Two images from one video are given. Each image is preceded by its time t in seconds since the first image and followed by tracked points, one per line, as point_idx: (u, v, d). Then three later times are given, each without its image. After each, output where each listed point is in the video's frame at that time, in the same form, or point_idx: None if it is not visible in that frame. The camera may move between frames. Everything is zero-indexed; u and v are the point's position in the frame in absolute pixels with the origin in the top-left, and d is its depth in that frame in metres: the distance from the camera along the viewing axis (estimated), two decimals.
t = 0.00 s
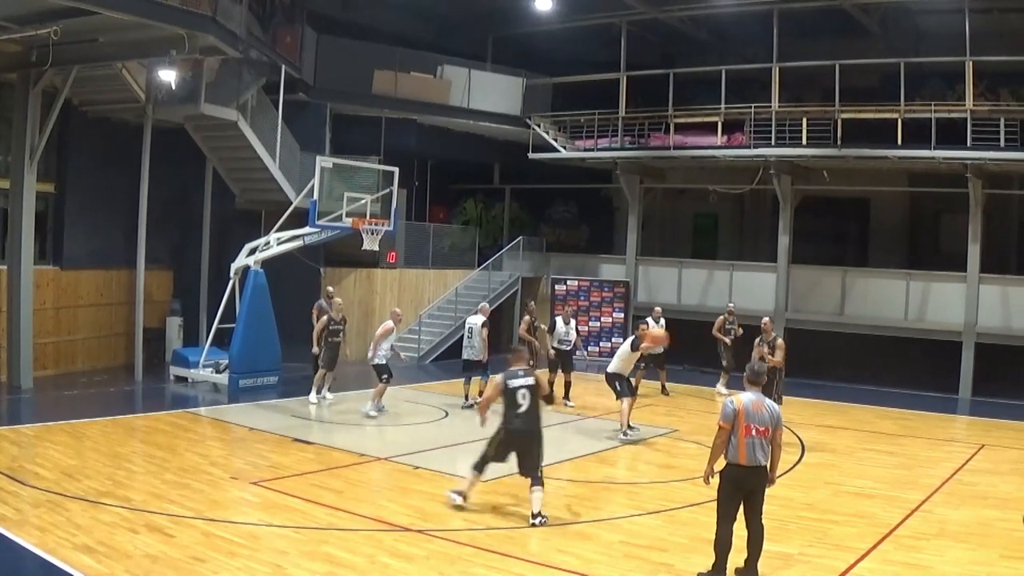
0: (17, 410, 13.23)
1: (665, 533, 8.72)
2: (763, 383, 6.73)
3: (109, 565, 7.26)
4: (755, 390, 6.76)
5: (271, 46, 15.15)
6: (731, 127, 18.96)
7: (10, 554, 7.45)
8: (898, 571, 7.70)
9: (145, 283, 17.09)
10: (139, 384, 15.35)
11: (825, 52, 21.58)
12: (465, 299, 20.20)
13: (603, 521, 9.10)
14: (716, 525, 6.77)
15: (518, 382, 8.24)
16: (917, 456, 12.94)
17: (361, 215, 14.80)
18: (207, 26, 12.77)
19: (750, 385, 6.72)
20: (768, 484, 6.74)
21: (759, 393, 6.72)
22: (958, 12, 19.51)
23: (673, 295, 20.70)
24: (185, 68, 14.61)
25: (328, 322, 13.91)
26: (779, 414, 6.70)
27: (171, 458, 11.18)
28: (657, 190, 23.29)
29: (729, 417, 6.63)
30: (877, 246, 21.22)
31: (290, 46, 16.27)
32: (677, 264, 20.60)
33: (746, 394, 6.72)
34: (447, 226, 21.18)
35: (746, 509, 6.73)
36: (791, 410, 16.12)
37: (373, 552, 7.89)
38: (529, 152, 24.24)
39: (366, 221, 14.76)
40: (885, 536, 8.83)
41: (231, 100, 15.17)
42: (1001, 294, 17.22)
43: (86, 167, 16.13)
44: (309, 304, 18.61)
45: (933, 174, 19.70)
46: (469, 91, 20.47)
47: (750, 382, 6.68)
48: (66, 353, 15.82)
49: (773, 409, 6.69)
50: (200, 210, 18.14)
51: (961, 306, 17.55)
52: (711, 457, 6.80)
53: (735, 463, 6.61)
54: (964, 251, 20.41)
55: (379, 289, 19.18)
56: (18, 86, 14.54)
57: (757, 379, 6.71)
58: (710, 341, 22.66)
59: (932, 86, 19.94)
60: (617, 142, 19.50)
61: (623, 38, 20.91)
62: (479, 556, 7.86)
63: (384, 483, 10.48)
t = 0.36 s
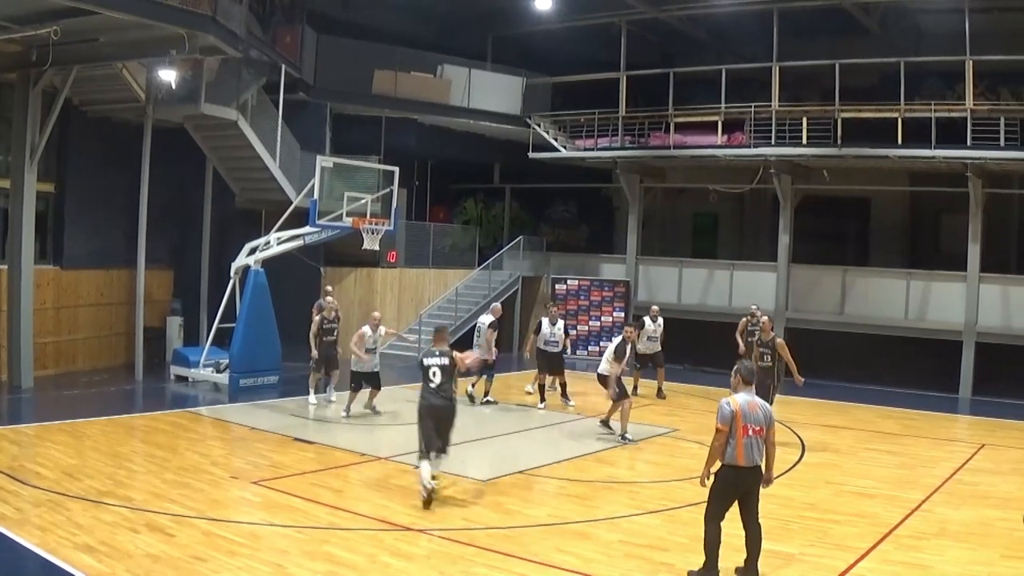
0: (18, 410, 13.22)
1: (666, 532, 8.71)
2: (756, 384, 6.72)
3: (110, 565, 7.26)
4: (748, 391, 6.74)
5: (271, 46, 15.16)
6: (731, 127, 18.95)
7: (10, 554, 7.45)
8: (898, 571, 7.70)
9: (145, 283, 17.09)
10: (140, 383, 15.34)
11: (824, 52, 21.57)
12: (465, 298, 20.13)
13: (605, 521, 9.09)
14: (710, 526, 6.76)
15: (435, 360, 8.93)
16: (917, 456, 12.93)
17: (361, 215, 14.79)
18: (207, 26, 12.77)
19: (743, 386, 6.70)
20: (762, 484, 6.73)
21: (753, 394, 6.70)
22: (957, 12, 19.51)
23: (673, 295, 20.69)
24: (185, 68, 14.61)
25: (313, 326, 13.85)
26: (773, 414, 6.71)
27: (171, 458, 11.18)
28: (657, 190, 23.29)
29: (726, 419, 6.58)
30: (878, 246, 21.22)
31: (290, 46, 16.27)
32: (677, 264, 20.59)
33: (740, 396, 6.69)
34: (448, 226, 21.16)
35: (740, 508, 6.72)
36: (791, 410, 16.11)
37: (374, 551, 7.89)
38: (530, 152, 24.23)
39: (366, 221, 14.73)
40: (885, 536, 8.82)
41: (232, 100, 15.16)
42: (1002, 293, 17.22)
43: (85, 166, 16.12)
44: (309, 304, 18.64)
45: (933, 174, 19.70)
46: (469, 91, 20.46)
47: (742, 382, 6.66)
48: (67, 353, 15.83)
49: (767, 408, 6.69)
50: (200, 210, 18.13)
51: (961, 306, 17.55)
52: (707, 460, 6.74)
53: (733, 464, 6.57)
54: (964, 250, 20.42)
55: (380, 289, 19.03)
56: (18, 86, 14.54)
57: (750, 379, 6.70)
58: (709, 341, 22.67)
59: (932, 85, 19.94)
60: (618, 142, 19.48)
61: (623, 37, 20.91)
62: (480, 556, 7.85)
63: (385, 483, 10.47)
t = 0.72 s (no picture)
0: (25, 409, 13.22)
1: (675, 533, 8.69)
2: (738, 382, 6.75)
3: (118, 564, 7.24)
4: (730, 389, 6.76)
5: (279, 46, 15.17)
6: (738, 126, 18.94)
7: (18, 553, 7.46)
8: (906, 571, 7.68)
9: (152, 282, 17.08)
10: (147, 383, 15.32)
11: (832, 51, 21.55)
12: (473, 298, 20.19)
13: (614, 521, 9.07)
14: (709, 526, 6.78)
15: (403, 366, 9.87)
16: (926, 456, 12.91)
17: (370, 214, 14.74)
18: (216, 26, 12.78)
19: (726, 385, 6.71)
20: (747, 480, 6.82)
21: (736, 392, 6.73)
22: (966, 12, 19.48)
23: (681, 295, 20.69)
24: (193, 67, 14.60)
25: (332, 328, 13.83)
26: (755, 410, 6.77)
27: (179, 458, 11.16)
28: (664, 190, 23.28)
29: (715, 421, 6.56)
30: (886, 246, 21.20)
31: (298, 45, 16.27)
32: (684, 264, 20.59)
33: (725, 395, 6.70)
34: (455, 225, 21.17)
35: (731, 506, 6.78)
36: (799, 410, 16.09)
37: (381, 551, 7.88)
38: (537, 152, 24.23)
39: (375, 220, 14.67)
40: (893, 536, 8.81)
41: (240, 99, 15.17)
42: (1009, 293, 17.19)
43: (93, 165, 16.12)
44: (317, 303, 18.56)
45: (941, 173, 19.67)
46: (476, 91, 20.45)
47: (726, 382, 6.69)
48: (75, 353, 15.85)
49: (750, 406, 6.73)
50: (207, 210, 18.13)
51: (969, 306, 17.53)
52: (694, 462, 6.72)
53: (722, 465, 6.60)
54: (972, 250, 20.41)
55: (388, 288, 19.14)
56: (26, 86, 14.56)
57: (733, 378, 6.71)
58: (717, 342, 22.66)
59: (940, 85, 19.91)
60: (625, 142, 19.46)
61: (630, 37, 20.90)
62: (488, 556, 7.84)
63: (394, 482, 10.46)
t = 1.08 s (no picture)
0: (29, 409, 13.22)
1: (680, 533, 8.67)
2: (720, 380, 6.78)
3: (122, 564, 7.24)
4: (712, 388, 6.77)
5: (283, 46, 15.18)
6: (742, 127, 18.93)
7: (22, 553, 7.46)
8: (910, 571, 7.68)
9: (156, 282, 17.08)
10: (151, 383, 15.32)
11: (837, 51, 21.53)
12: (477, 298, 20.06)
13: (619, 521, 9.06)
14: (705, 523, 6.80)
15: (408, 341, 11.04)
16: (930, 456, 12.90)
17: (373, 214, 14.80)
18: (220, 26, 12.79)
19: (710, 384, 6.72)
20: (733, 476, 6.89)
21: (719, 390, 6.75)
22: (970, 12, 19.46)
23: (685, 294, 20.68)
24: (197, 67, 14.54)
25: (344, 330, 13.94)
26: (738, 406, 6.82)
27: (183, 458, 11.16)
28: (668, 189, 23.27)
29: (704, 422, 6.58)
30: (890, 246, 21.19)
31: (302, 45, 16.27)
32: (688, 263, 20.57)
33: (710, 395, 6.71)
34: (459, 225, 21.17)
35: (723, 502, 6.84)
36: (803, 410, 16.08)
37: (385, 551, 7.88)
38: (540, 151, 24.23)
39: (378, 221, 14.75)
40: (897, 536, 8.80)
41: (244, 99, 15.17)
42: (1013, 293, 17.16)
43: (96, 165, 16.12)
44: (322, 303, 18.56)
45: (944, 173, 19.64)
46: (480, 91, 20.45)
47: (711, 381, 6.69)
48: (79, 352, 15.84)
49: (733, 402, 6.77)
50: (211, 210, 18.13)
51: (973, 306, 17.51)
52: (684, 463, 6.71)
53: (713, 463, 6.64)
54: (975, 250, 20.40)
55: (391, 288, 19.21)
56: (30, 86, 14.56)
57: (716, 376, 6.73)
58: (721, 342, 22.66)
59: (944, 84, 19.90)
60: (628, 142, 19.44)
61: (633, 37, 20.90)
62: (493, 556, 7.84)
63: (398, 482, 10.46)
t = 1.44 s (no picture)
0: (30, 410, 13.22)
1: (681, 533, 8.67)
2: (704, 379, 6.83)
3: (123, 564, 7.24)
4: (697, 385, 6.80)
5: (285, 46, 15.19)
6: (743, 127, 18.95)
7: (23, 553, 7.45)
8: (911, 571, 7.67)
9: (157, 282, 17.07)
10: (152, 383, 15.32)
11: (839, 51, 21.55)
12: (479, 298, 20.17)
13: (620, 521, 9.06)
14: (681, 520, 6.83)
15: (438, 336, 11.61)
16: (932, 456, 12.89)
17: (375, 214, 14.82)
18: (221, 26, 12.80)
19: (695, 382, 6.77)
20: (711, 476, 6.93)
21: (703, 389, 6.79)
22: (971, 11, 19.46)
23: (686, 294, 20.68)
24: (198, 67, 14.56)
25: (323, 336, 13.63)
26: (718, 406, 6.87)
27: (185, 458, 11.16)
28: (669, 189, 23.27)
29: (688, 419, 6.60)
30: (891, 246, 21.19)
31: (303, 45, 16.28)
32: (689, 264, 20.57)
33: (695, 392, 6.74)
34: (461, 225, 21.16)
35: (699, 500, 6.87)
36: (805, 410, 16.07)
37: (386, 551, 7.88)
38: (542, 152, 24.23)
39: (380, 221, 14.75)
40: (898, 536, 8.80)
41: (245, 99, 15.18)
42: (1014, 293, 17.16)
43: (97, 165, 16.11)
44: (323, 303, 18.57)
45: (945, 173, 19.64)
46: (481, 91, 20.45)
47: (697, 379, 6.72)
48: (80, 352, 15.85)
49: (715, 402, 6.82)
50: (213, 210, 18.13)
51: (975, 306, 17.51)
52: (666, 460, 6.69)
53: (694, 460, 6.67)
54: (977, 250, 20.41)
55: (393, 288, 19.19)
56: (31, 86, 14.58)
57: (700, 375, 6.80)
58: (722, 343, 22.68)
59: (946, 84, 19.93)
60: (629, 142, 19.44)
61: (635, 37, 20.90)
62: (494, 556, 7.83)
63: (400, 482, 10.45)
